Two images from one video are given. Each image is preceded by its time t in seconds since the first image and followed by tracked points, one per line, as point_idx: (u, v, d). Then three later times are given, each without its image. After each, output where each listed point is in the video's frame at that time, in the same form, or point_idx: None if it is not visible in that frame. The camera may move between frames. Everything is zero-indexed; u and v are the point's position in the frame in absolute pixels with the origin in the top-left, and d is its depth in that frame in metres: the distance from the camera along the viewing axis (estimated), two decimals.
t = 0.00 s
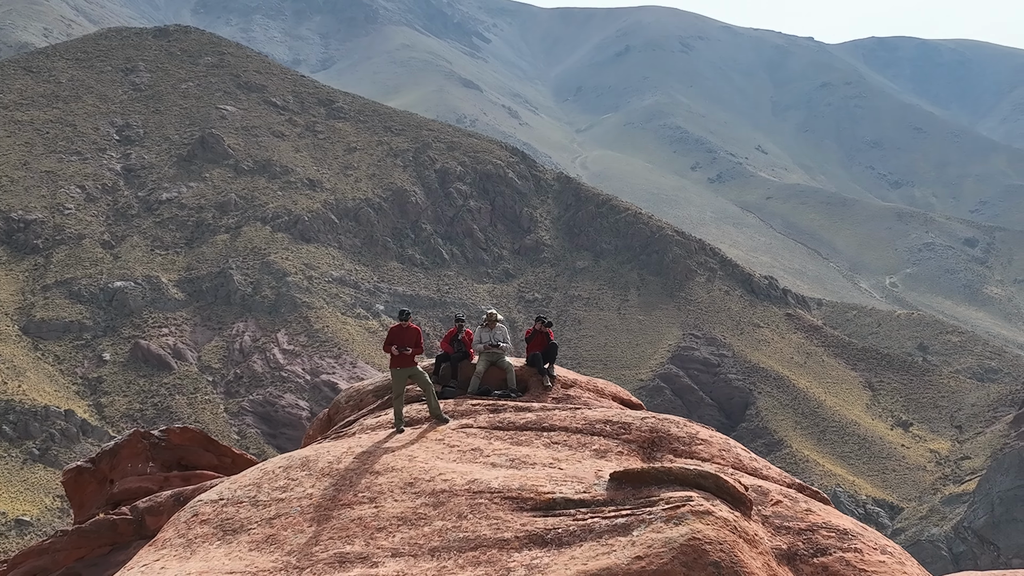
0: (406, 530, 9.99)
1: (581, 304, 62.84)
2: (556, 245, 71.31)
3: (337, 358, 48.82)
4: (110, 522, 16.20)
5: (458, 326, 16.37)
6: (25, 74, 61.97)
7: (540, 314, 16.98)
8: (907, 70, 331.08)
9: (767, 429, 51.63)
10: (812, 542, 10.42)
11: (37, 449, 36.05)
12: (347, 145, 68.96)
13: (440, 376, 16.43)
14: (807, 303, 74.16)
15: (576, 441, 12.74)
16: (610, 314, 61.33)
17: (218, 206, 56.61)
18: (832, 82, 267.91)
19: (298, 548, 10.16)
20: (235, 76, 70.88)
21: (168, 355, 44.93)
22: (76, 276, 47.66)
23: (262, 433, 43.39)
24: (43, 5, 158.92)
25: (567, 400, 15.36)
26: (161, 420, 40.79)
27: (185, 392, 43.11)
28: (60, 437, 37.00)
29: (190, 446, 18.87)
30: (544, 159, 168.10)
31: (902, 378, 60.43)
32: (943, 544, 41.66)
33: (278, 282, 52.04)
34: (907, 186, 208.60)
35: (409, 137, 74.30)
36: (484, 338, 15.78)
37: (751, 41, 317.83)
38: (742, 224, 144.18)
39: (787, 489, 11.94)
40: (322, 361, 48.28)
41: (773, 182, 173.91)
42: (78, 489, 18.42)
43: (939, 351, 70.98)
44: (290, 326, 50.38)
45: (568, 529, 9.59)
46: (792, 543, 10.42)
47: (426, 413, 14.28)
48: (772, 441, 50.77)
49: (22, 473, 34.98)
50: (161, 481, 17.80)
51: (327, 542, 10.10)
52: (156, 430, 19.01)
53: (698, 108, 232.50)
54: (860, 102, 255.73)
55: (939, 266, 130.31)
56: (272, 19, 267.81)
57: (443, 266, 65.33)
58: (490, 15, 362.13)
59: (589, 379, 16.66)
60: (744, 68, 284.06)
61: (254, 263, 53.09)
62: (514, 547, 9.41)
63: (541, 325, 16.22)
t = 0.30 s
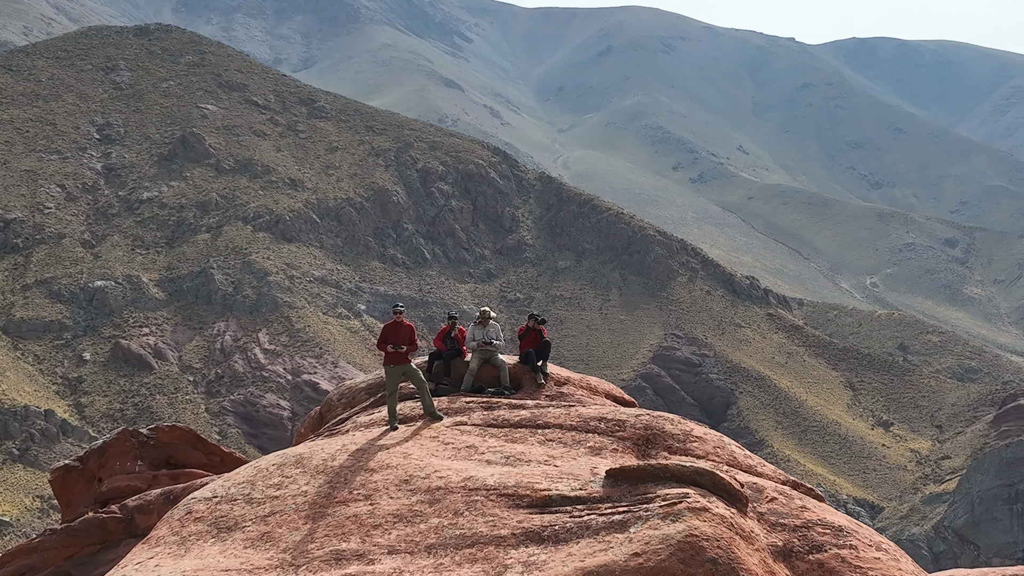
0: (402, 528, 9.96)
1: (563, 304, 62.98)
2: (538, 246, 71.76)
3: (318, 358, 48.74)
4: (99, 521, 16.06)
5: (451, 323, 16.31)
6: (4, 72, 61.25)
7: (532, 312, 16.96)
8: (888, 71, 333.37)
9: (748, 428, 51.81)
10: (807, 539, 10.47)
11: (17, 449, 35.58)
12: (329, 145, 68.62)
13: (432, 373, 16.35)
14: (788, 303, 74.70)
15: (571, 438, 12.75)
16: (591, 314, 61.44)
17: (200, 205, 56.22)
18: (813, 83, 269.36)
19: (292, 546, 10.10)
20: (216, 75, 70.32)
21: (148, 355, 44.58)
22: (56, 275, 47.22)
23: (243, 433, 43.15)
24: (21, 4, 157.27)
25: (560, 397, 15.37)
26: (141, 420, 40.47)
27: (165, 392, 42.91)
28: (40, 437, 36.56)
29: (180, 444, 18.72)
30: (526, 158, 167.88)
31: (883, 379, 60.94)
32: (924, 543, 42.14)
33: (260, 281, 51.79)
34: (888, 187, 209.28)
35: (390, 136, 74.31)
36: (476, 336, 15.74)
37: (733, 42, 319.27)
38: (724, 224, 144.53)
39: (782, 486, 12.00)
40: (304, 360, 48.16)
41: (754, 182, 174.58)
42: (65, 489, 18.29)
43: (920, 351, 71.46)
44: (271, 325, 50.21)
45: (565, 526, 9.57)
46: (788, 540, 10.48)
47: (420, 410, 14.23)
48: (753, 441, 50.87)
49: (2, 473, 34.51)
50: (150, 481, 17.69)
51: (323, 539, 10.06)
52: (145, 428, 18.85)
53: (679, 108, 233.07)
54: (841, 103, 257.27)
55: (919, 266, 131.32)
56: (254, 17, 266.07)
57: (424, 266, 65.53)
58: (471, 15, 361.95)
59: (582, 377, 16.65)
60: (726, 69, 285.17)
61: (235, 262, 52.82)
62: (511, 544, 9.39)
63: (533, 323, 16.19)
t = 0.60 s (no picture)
0: (397, 525, 9.93)
1: (544, 304, 63.07)
2: (520, 245, 72.09)
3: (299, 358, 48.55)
4: (88, 518, 15.93)
5: (443, 320, 16.26)
6: None
7: (525, 309, 16.94)
8: (869, 71, 335.12)
9: (729, 427, 52.00)
10: (802, 535, 10.53)
11: None
12: (311, 144, 68.24)
13: (425, 370, 16.31)
14: (769, 303, 75.10)
15: (565, 435, 12.73)
16: (573, 313, 61.48)
17: (180, 204, 55.84)
18: (794, 83, 270.70)
19: (286, 542, 10.07)
20: (197, 74, 69.76)
21: (129, 355, 44.27)
22: (36, 275, 46.89)
23: (223, 433, 42.86)
24: None
25: (552, 395, 15.38)
26: (122, 420, 40.11)
27: (146, 392, 42.66)
28: (19, 437, 36.07)
29: (167, 442, 18.62)
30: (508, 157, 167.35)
31: (864, 378, 61.35)
32: (904, 542, 42.58)
33: (241, 280, 51.56)
34: (868, 187, 210.27)
35: (372, 135, 74.28)
36: (469, 333, 15.68)
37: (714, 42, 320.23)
38: (706, 224, 144.68)
39: (777, 483, 12.07)
40: (285, 360, 48.02)
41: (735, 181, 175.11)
42: (53, 486, 18.20)
43: (900, 350, 71.79)
44: (252, 325, 50.03)
45: (561, 522, 9.57)
46: (782, 535, 10.53)
47: (412, 407, 14.20)
48: (734, 440, 50.97)
49: None
50: (139, 479, 17.62)
51: (317, 536, 10.02)
52: (133, 427, 18.78)
53: (661, 107, 233.33)
54: (822, 103, 258.45)
55: (899, 266, 132.05)
56: (234, 16, 264.21)
57: (405, 265, 65.56)
58: (453, 14, 361.49)
59: (575, 374, 16.67)
60: (707, 69, 286.04)
61: (216, 261, 52.56)
62: (507, 541, 9.38)
63: (525, 321, 16.21)
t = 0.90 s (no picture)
0: (392, 522, 9.90)
1: (528, 304, 63.14)
2: (503, 245, 72.18)
3: (282, 357, 48.34)
4: (78, 517, 15.86)
5: (435, 318, 16.24)
6: None
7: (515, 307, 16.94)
8: (852, 72, 336.74)
9: (713, 427, 52.12)
10: (795, 532, 10.60)
11: None
12: (293, 143, 67.88)
13: (417, 368, 16.27)
14: (751, 302, 75.44)
15: (557, 432, 12.74)
16: (557, 313, 61.55)
17: (163, 203, 55.42)
18: (777, 84, 271.33)
19: (281, 540, 10.02)
20: (179, 73, 69.14)
21: (111, 354, 43.90)
22: (17, 274, 46.48)
23: (206, 433, 42.56)
24: None
25: (545, 391, 15.33)
26: (104, 419, 39.76)
27: (128, 391, 42.26)
28: None
29: (156, 440, 18.56)
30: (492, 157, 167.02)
31: (846, 378, 61.70)
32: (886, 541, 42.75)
33: (223, 280, 51.40)
34: (851, 188, 211.26)
35: (355, 135, 74.08)
36: (461, 330, 15.68)
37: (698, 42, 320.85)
38: (689, 224, 144.59)
39: (770, 479, 12.09)
40: (268, 360, 47.79)
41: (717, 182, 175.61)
42: (42, 484, 18.14)
43: (882, 350, 72.23)
44: (235, 324, 49.77)
45: (556, 520, 9.56)
46: (776, 532, 10.58)
47: (404, 405, 14.17)
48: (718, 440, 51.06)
49: None
50: (127, 477, 17.52)
51: (312, 533, 9.99)
52: (122, 425, 18.69)
53: (644, 108, 233.54)
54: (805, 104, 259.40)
55: (882, 266, 132.74)
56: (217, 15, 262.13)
57: (389, 265, 65.41)
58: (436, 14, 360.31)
59: (566, 371, 16.64)
60: (691, 69, 286.53)
61: (199, 261, 52.34)
62: (502, 538, 9.35)
63: (518, 318, 16.21)
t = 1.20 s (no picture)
0: (388, 519, 9.87)
1: (514, 303, 63.16)
2: (488, 245, 72.19)
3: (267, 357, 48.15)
4: (68, 515, 15.78)
5: (429, 316, 16.19)
6: None
7: (508, 305, 16.84)
8: (836, 72, 338.43)
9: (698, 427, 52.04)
10: (791, 529, 10.61)
11: None
12: (279, 143, 67.48)
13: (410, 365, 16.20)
14: (736, 302, 75.72)
15: (552, 429, 12.71)
16: (543, 313, 61.57)
17: (147, 203, 55.05)
18: (762, 84, 271.99)
19: (276, 537, 9.98)
20: (164, 72, 68.49)
21: (95, 354, 43.62)
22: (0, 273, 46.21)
23: (190, 433, 42.35)
24: None
25: (539, 389, 15.30)
26: (88, 419, 39.56)
27: (113, 391, 42.00)
28: None
29: (147, 439, 18.54)
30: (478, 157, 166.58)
31: (831, 378, 61.98)
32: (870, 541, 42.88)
33: (208, 279, 51.07)
34: (835, 188, 212.08)
35: (340, 134, 73.85)
36: (454, 328, 15.65)
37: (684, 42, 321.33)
38: (674, 224, 144.09)
39: (764, 476, 12.10)
40: (253, 360, 47.55)
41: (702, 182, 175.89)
42: (30, 482, 18.00)
43: (867, 350, 72.56)
44: (219, 324, 49.54)
45: (553, 516, 9.55)
46: (772, 530, 10.59)
47: (399, 402, 14.08)
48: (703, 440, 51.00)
49: None
50: (117, 475, 17.46)
51: (307, 531, 9.95)
52: (112, 423, 18.64)
53: (629, 108, 233.62)
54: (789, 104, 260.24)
55: (867, 266, 133.26)
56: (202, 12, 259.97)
57: (374, 264, 65.18)
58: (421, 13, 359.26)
59: (559, 369, 16.62)
60: (676, 69, 286.91)
61: (183, 260, 52.09)
62: (498, 535, 9.33)
63: (512, 316, 16.09)
